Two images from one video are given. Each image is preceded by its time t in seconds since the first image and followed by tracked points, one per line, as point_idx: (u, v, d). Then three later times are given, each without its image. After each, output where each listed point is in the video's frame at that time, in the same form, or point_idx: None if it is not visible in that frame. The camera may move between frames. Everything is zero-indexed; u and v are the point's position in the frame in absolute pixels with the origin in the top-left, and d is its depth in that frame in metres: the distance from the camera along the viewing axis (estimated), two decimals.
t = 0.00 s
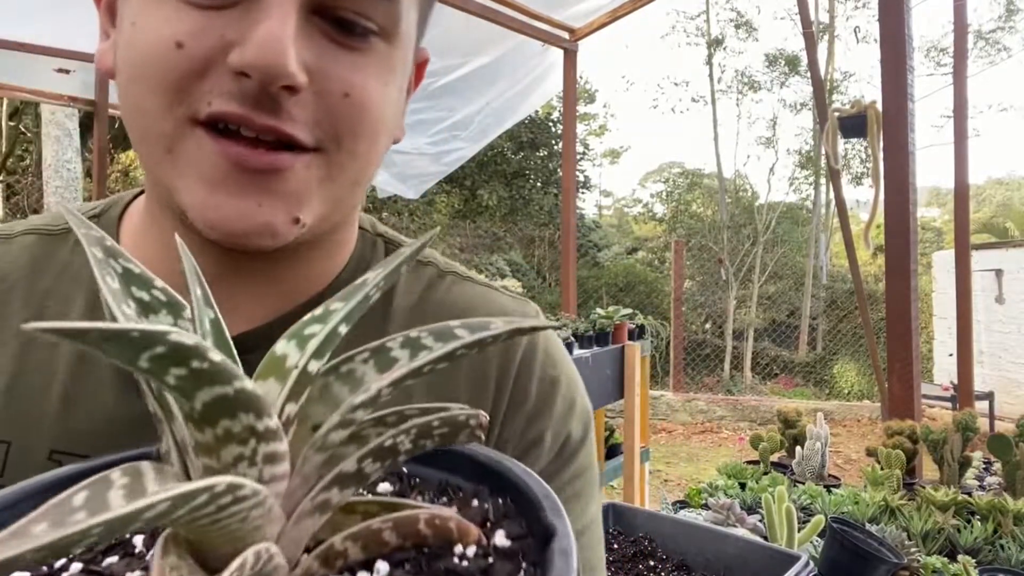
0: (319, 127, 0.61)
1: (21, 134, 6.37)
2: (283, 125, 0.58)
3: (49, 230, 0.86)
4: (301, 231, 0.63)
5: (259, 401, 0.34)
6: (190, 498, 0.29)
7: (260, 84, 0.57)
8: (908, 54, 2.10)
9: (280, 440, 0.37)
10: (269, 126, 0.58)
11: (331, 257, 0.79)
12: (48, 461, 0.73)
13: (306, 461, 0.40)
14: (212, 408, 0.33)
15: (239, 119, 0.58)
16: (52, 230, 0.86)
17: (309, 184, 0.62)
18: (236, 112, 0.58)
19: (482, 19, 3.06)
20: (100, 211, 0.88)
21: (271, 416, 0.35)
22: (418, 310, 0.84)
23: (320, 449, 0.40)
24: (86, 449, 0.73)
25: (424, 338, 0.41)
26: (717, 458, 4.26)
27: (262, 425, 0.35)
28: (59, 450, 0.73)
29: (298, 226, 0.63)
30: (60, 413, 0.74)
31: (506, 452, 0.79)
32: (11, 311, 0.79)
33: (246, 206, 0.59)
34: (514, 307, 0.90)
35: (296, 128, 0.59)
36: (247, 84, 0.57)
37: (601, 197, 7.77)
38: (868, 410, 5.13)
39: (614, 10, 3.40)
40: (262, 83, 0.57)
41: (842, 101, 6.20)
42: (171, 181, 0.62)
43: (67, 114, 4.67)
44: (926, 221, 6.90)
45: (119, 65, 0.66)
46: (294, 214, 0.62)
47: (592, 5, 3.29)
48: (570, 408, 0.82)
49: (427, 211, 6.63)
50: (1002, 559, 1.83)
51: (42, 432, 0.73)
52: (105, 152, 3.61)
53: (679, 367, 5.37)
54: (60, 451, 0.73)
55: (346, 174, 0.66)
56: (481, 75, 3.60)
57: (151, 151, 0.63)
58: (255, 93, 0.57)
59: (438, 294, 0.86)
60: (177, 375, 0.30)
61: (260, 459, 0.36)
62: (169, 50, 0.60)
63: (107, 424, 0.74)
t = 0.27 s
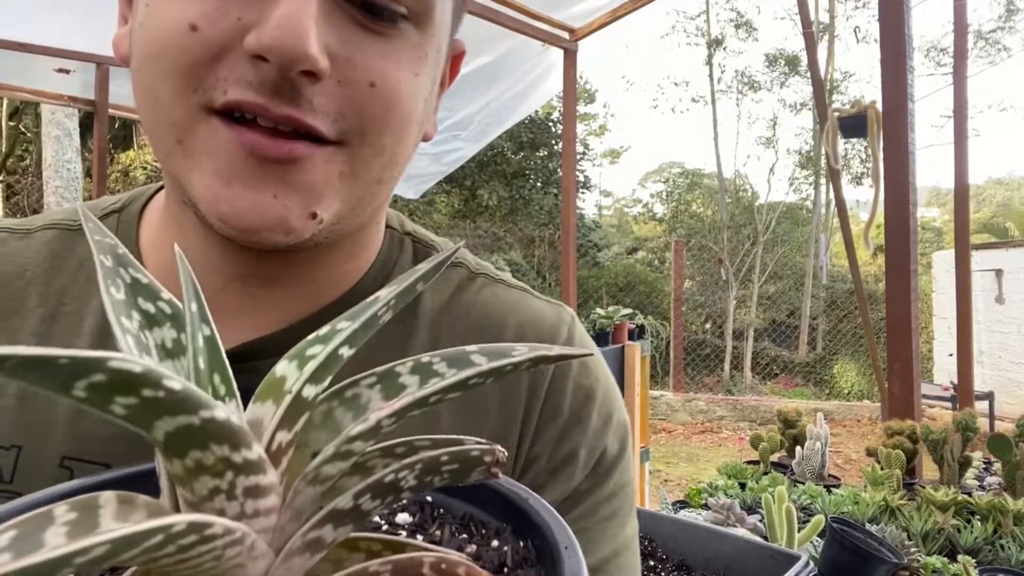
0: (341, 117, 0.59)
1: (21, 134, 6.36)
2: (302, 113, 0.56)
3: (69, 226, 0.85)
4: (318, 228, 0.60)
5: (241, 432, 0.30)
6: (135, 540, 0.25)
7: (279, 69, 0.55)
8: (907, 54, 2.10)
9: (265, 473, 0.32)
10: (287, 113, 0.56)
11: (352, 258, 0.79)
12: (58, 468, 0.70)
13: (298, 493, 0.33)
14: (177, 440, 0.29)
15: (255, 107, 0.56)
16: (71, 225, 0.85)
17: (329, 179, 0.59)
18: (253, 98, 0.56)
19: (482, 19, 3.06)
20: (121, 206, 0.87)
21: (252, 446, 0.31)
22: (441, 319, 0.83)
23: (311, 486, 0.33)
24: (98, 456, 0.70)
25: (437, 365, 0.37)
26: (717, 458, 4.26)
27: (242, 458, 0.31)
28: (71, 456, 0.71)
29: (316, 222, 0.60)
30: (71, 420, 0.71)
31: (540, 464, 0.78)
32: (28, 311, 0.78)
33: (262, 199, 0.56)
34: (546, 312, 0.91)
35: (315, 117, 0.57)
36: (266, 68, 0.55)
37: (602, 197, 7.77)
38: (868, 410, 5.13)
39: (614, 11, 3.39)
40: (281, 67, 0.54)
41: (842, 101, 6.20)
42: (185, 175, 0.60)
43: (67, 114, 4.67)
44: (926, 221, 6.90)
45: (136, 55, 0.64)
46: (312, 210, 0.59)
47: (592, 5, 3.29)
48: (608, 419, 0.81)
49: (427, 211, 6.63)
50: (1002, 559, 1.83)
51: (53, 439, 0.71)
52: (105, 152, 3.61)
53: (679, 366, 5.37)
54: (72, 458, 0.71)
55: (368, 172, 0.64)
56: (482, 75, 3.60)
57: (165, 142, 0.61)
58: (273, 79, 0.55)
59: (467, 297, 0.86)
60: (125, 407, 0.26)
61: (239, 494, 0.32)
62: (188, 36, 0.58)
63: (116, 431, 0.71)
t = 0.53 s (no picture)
0: (338, 100, 0.59)
1: (20, 134, 6.35)
2: (294, 94, 0.56)
3: (70, 226, 0.85)
4: (317, 219, 0.59)
5: (191, 441, 0.28)
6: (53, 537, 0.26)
7: (269, 45, 0.55)
8: (908, 53, 2.10)
9: (229, 483, 0.30)
10: (278, 93, 0.56)
11: (361, 253, 0.79)
12: (60, 481, 0.70)
13: (275, 510, 0.32)
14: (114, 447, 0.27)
15: (247, 88, 0.56)
16: (72, 226, 0.85)
17: (326, 165, 0.59)
18: (244, 79, 0.56)
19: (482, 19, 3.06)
20: (123, 204, 0.88)
21: (206, 454, 0.29)
22: (454, 317, 0.83)
23: (288, 504, 0.32)
24: (100, 467, 0.70)
25: (432, 379, 0.33)
26: (717, 458, 4.26)
27: (194, 466, 0.29)
28: (73, 466, 0.70)
29: (314, 213, 0.59)
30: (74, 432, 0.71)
31: (564, 464, 0.79)
32: (28, 317, 0.78)
33: (256, 187, 0.55)
34: (570, 299, 0.91)
35: (309, 100, 0.57)
36: (256, 46, 0.55)
37: (602, 197, 7.77)
38: (868, 410, 5.13)
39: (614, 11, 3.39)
40: (271, 42, 0.54)
41: (842, 101, 6.21)
42: (180, 166, 0.59)
43: (67, 114, 4.66)
44: (926, 221, 6.90)
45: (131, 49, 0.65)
46: (308, 200, 0.57)
47: (591, 5, 3.29)
48: (636, 412, 0.82)
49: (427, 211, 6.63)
50: (1002, 559, 1.83)
51: (54, 446, 0.71)
52: (105, 152, 3.60)
53: (679, 367, 5.36)
54: (74, 470, 0.70)
55: (368, 162, 0.63)
56: (482, 75, 3.59)
57: (158, 132, 0.61)
58: (264, 58, 0.55)
59: (484, 289, 0.86)
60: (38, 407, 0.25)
61: (200, 504, 0.30)
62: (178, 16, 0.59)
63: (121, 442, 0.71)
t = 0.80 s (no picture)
0: (347, 106, 0.59)
1: (20, 134, 6.33)
2: (302, 103, 0.56)
3: (87, 224, 0.84)
4: (329, 225, 0.59)
5: (68, 476, 0.25)
6: None
7: (275, 52, 0.54)
8: (909, 54, 2.10)
9: (121, 518, 0.27)
10: (286, 101, 0.56)
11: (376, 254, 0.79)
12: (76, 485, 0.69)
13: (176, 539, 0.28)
14: None
15: (255, 96, 0.56)
16: (89, 224, 0.84)
17: (338, 172, 0.58)
18: (252, 87, 0.56)
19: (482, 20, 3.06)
20: (142, 201, 0.86)
21: (93, 487, 0.26)
22: (473, 315, 0.83)
23: (200, 537, 0.29)
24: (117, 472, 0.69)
25: (352, 406, 0.28)
26: (717, 458, 4.27)
27: (70, 502, 0.26)
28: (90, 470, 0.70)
29: (326, 219, 0.59)
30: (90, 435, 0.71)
31: (576, 465, 0.78)
32: (47, 314, 0.77)
33: (267, 195, 0.55)
34: (588, 300, 0.90)
35: (318, 107, 0.56)
36: (263, 53, 0.55)
37: (602, 197, 7.77)
38: (868, 410, 5.14)
39: (613, 11, 3.39)
40: (278, 51, 0.54)
41: (842, 101, 6.22)
42: (193, 174, 0.60)
43: (67, 114, 4.65)
44: (925, 221, 6.91)
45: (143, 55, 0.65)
46: (319, 207, 0.57)
47: (591, 5, 3.28)
48: (651, 415, 0.83)
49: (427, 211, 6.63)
50: (1002, 559, 1.84)
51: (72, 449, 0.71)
52: (105, 152, 3.59)
53: (679, 367, 5.36)
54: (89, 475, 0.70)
55: (381, 166, 0.63)
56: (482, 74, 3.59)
57: (171, 140, 0.61)
58: (272, 66, 0.55)
59: (502, 289, 0.86)
60: None
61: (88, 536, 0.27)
62: (189, 26, 0.59)
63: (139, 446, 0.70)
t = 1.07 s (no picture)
0: (350, 115, 0.60)
1: (20, 134, 6.32)
2: (304, 113, 0.57)
3: (102, 224, 0.88)
4: (333, 231, 0.61)
5: (66, 492, 0.23)
6: None
7: (275, 65, 0.56)
8: (909, 54, 2.10)
9: (116, 538, 0.24)
10: (288, 111, 0.57)
11: (387, 257, 0.81)
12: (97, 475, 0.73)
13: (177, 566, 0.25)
14: None
15: (257, 107, 0.57)
16: (104, 223, 0.88)
17: (341, 180, 0.60)
18: (255, 98, 0.57)
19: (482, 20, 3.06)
20: (154, 201, 0.90)
21: (88, 505, 0.23)
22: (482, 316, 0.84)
23: (198, 570, 0.25)
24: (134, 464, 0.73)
25: (364, 470, 0.23)
26: (717, 458, 4.26)
27: (62, 518, 0.24)
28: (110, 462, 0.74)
29: (330, 226, 0.60)
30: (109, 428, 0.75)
31: (576, 461, 0.81)
32: (65, 311, 0.81)
33: (272, 205, 0.58)
34: (594, 299, 0.92)
35: (320, 117, 0.58)
36: (263, 64, 0.56)
37: (602, 197, 7.77)
38: (868, 410, 5.13)
39: (614, 10, 3.39)
40: (277, 63, 0.55)
41: (842, 101, 6.21)
42: (203, 181, 0.62)
43: (66, 114, 4.64)
44: (925, 221, 6.90)
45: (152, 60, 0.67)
46: (323, 215, 0.59)
47: (591, 5, 3.28)
48: (656, 412, 0.85)
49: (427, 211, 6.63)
50: (1002, 559, 1.84)
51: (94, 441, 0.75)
52: (104, 151, 3.59)
53: (679, 367, 5.35)
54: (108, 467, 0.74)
55: (386, 172, 0.64)
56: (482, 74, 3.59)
57: (179, 147, 0.63)
58: (273, 78, 0.56)
59: (509, 288, 0.88)
60: None
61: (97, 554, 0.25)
62: (193, 36, 0.60)
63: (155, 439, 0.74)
